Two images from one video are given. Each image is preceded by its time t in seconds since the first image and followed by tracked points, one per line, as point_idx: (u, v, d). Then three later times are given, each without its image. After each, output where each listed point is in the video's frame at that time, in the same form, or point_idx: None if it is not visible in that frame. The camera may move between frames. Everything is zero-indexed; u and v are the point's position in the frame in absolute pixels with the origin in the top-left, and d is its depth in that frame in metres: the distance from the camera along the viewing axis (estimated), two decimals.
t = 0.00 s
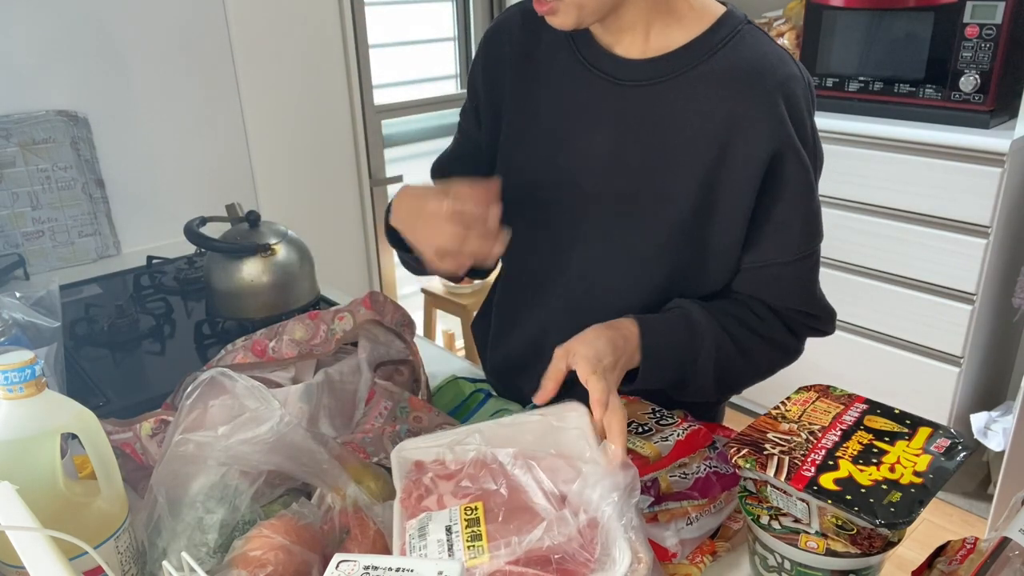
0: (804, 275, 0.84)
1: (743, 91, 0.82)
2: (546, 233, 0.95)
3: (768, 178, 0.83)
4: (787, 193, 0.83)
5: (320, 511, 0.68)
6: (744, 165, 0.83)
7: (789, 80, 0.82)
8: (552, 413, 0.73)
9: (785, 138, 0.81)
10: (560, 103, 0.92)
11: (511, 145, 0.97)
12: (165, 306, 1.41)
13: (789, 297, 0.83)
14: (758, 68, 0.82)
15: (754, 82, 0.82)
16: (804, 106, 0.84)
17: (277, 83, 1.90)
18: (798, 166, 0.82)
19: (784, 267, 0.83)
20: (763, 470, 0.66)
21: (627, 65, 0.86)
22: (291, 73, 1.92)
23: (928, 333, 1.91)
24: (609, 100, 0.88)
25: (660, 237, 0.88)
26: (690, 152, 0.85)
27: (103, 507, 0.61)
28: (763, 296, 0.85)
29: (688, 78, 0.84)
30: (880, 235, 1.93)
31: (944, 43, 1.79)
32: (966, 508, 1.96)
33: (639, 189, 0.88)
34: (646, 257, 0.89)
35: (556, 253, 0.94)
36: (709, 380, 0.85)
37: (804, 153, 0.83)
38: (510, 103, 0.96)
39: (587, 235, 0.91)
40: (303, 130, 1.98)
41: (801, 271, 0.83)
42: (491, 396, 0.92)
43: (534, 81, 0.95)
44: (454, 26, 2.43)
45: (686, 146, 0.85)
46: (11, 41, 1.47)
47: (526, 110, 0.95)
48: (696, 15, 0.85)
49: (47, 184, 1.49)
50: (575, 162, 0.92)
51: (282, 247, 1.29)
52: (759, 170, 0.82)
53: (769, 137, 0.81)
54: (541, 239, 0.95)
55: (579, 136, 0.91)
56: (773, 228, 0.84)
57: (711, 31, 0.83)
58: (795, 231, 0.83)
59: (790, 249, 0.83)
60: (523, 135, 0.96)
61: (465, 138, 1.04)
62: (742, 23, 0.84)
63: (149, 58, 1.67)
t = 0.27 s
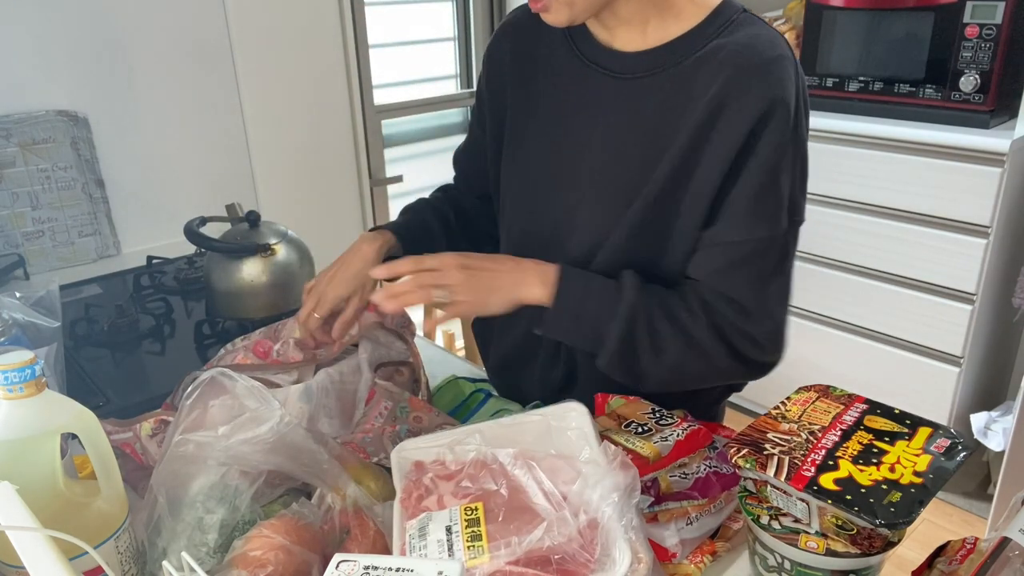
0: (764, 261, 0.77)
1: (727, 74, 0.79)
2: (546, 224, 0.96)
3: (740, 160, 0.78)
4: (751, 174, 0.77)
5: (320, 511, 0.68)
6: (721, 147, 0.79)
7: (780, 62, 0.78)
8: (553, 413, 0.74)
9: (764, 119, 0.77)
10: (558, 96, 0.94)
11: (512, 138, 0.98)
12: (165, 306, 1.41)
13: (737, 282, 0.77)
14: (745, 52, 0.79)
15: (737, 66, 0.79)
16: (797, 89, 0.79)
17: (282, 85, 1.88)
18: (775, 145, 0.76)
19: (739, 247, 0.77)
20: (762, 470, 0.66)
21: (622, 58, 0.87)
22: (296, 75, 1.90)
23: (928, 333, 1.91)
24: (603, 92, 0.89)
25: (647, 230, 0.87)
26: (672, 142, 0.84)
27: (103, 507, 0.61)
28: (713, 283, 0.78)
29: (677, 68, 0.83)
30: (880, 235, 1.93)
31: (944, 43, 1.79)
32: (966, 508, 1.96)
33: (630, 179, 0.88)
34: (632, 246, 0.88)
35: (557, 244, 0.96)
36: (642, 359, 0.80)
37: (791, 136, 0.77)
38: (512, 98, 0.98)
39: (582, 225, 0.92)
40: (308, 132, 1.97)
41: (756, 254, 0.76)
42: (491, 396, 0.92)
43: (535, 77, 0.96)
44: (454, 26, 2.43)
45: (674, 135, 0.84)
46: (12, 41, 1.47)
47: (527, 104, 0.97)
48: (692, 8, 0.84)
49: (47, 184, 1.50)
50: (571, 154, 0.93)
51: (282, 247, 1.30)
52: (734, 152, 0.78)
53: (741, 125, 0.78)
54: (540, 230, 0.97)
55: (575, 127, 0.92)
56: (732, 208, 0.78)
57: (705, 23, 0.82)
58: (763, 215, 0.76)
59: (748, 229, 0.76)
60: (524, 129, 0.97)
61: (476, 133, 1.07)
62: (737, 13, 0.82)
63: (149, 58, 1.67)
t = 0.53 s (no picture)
0: (666, 273, 0.75)
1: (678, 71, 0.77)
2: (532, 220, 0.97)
3: (669, 157, 0.77)
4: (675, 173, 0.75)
5: (320, 511, 0.68)
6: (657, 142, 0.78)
7: (732, 62, 0.75)
8: (553, 413, 0.74)
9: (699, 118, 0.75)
10: (546, 94, 0.95)
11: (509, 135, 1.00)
12: (165, 306, 1.41)
13: (632, 285, 0.76)
14: (700, 50, 0.76)
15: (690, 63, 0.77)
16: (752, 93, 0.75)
17: (276, 85, 1.91)
18: (702, 144, 0.74)
19: (644, 248, 0.75)
20: (763, 470, 0.66)
21: (602, 56, 0.87)
22: (292, 73, 1.94)
23: (928, 333, 1.91)
24: (583, 90, 0.90)
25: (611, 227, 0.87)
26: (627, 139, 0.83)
27: (103, 507, 0.61)
28: (616, 286, 0.78)
29: (648, 67, 0.83)
30: (880, 235, 1.93)
31: (944, 43, 1.79)
32: (966, 508, 1.96)
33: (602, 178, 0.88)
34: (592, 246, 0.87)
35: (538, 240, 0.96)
36: (541, 353, 0.82)
37: (727, 138, 0.75)
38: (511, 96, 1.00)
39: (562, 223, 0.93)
40: (300, 130, 1.99)
41: (660, 262, 0.75)
42: (492, 396, 0.92)
43: (530, 76, 0.98)
44: (454, 26, 2.42)
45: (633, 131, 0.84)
46: (12, 42, 1.47)
47: (522, 102, 0.98)
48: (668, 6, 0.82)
49: (47, 184, 1.49)
50: (553, 150, 0.94)
51: (282, 247, 1.30)
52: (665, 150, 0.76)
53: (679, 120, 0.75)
54: (527, 225, 0.98)
55: (558, 125, 0.93)
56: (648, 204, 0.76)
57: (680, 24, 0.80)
58: (676, 215, 0.75)
59: (657, 226, 0.75)
60: (518, 126, 0.99)
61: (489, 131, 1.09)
62: (709, 14, 0.80)
63: (149, 58, 1.67)
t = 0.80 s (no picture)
0: (698, 264, 0.76)
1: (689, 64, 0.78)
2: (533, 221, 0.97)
3: (687, 152, 0.77)
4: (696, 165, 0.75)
5: (320, 510, 0.68)
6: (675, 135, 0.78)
7: (742, 52, 0.76)
8: (553, 413, 0.74)
9: (719, 109, 0.75)
10: (541, 95, 0.95)
11: (504, 137, 1.00)
12: (165, 306, 1.41)
13: (665, 280, 0.76)
14: (708, 42, 0.77)
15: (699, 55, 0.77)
16: (763, 82, 0.76)
17: (275, 84, 1.90)
18: (723, 135, 0.74)
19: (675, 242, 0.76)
20: (762, 470, 0.66)
21: (597, 54, 0.88)
22: (293, 73, 1.94)
23: (928, 333, 1.91)
24: (581, 88, 0.90)
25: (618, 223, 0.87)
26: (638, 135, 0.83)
27: (103, 507, 0.61)
28: (645, 284, 0.78)
29: (650, 62, 0.83)
30: (880, 235, 1.93)
31: (944, 43, 1.79)
32: (966, 508, 1.96)
33: (609, 175, 0.89)
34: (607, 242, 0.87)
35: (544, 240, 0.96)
36: (574, 352, 0.82)
37: (745, 126, 0.75)
38: (503, 99, 1.00)
39: (566, 223, 0.93)
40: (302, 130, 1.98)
41: (692, 253, 0.75)
42: (492, 396, 0.92)
43: (523, 78, 0.97)
44: (454, 26, 2.42)
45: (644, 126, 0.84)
46: (12, 42, 1.47)
47: (515, 104, 0.98)
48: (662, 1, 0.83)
49: (46, 184, 1.52)
50: (554, 149, 0.94)
51: (282, 247, 1.29)
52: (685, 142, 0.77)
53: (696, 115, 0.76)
54: (527, 224, 0.98)
55: (557, 124, 0.93)
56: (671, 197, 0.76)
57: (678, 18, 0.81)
58: (700, 207, 0.75)
59: (683, 219, 0.75)
60: (514, 128, 0.98)
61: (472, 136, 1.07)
62: (709, 7, 0.80)
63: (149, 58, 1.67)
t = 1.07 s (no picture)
0: (677, 270, 0.76)
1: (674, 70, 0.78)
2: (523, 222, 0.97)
3: (671, 156, 0.77)
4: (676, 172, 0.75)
5: (320, 510, 0.68)
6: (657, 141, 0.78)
7: (727, 58, 0.75)
8: (552, 413, 0.73)
9: (700, 116, 0.75)
10: (533, 97, 0.95)
11: (496, 138, 1.00)
12: (165, 306, 1.41)
13: (644, 283, 0.76)
14: (693, 47, 0.77)
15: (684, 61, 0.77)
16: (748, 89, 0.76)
17: (275, 84, 1.90)
18: (704, 141, 0.74)
19: (653, 247, 0.76)
20: (762, 470, 0.66)
21: (586, 57, 0.88)
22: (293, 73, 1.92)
23: (928, 333, 1.91)
24: (570, 90, 0.90)
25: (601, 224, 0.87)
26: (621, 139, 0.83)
27: (103, 507, 0.61)
28: (626, 286, 0.78)
29: (637, 66, 0.83)
30: (880, 235, 1.93)
31: (944, 43, 1.79)
32: (966, 508, 1.96)
33: (597, 178, 0.89)
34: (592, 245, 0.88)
35: (534, 241, 0.97)
36: (555, 353, 0.82)
37: (727, 133, 0.75)
38: (496, 100, 1.00)
39: (553, 223, 0.94)
40: (303, 129, 1.98)
41: (670, 259, 0.75)
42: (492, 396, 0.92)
43: (515, 79, 0.98)
44: (454, 26, 2.42)
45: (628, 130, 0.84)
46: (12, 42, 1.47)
47: (508, 105, 0.99)
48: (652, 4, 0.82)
49: (47, 184, 1.49)
50: (544, 151, 0.94)
51: (282, 247, 1.29)
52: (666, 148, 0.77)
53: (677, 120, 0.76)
54: (517, 225, 0.98)
55: (548, 126, 0.93)
56: (651, 203, 0.77)
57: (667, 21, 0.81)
58: (680, 213, 0.75)
59: (662, 225, 0.75)
60: (506, 130, 0.99)
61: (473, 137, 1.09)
62: (697, 11, 0.80)
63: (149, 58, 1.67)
